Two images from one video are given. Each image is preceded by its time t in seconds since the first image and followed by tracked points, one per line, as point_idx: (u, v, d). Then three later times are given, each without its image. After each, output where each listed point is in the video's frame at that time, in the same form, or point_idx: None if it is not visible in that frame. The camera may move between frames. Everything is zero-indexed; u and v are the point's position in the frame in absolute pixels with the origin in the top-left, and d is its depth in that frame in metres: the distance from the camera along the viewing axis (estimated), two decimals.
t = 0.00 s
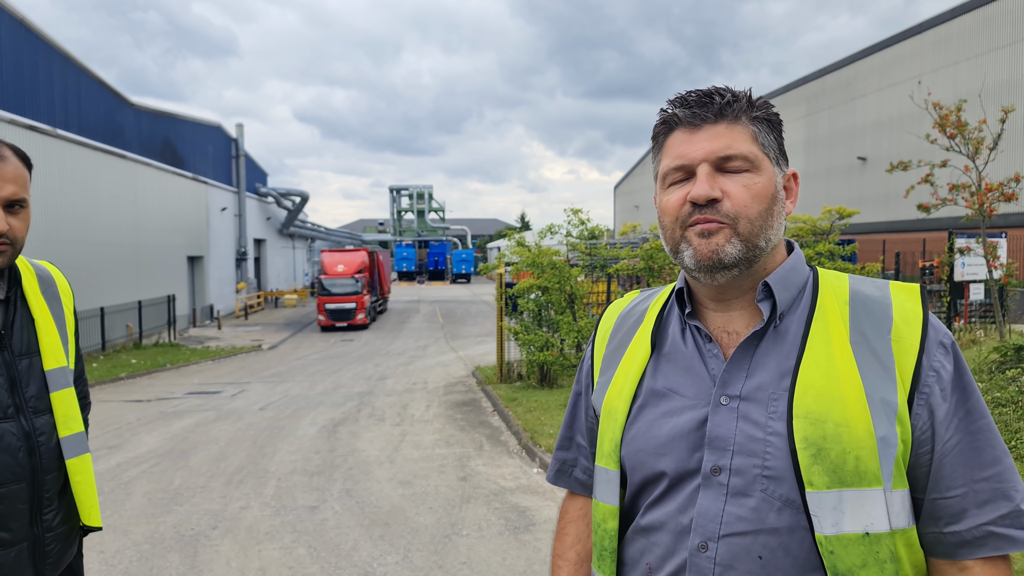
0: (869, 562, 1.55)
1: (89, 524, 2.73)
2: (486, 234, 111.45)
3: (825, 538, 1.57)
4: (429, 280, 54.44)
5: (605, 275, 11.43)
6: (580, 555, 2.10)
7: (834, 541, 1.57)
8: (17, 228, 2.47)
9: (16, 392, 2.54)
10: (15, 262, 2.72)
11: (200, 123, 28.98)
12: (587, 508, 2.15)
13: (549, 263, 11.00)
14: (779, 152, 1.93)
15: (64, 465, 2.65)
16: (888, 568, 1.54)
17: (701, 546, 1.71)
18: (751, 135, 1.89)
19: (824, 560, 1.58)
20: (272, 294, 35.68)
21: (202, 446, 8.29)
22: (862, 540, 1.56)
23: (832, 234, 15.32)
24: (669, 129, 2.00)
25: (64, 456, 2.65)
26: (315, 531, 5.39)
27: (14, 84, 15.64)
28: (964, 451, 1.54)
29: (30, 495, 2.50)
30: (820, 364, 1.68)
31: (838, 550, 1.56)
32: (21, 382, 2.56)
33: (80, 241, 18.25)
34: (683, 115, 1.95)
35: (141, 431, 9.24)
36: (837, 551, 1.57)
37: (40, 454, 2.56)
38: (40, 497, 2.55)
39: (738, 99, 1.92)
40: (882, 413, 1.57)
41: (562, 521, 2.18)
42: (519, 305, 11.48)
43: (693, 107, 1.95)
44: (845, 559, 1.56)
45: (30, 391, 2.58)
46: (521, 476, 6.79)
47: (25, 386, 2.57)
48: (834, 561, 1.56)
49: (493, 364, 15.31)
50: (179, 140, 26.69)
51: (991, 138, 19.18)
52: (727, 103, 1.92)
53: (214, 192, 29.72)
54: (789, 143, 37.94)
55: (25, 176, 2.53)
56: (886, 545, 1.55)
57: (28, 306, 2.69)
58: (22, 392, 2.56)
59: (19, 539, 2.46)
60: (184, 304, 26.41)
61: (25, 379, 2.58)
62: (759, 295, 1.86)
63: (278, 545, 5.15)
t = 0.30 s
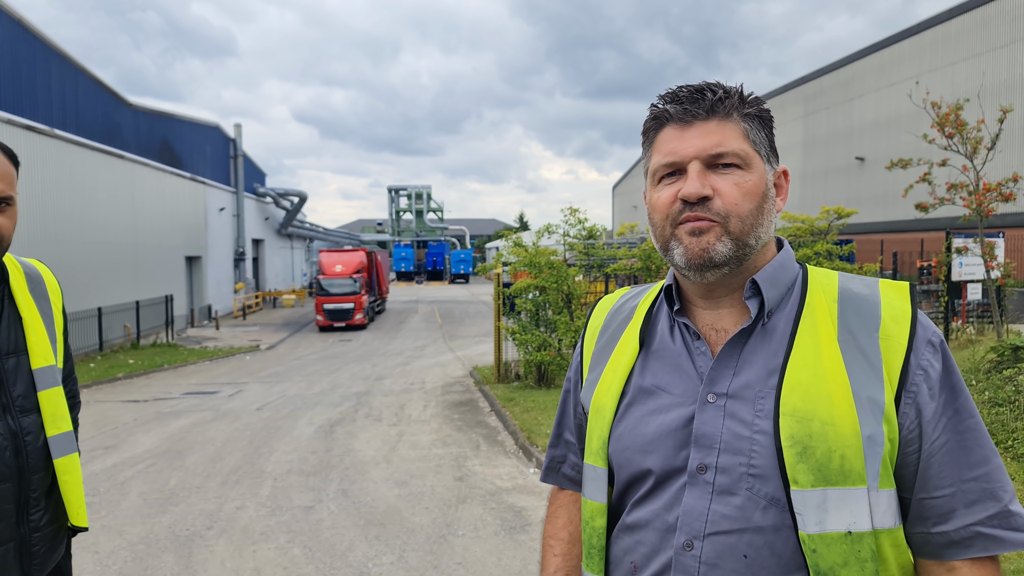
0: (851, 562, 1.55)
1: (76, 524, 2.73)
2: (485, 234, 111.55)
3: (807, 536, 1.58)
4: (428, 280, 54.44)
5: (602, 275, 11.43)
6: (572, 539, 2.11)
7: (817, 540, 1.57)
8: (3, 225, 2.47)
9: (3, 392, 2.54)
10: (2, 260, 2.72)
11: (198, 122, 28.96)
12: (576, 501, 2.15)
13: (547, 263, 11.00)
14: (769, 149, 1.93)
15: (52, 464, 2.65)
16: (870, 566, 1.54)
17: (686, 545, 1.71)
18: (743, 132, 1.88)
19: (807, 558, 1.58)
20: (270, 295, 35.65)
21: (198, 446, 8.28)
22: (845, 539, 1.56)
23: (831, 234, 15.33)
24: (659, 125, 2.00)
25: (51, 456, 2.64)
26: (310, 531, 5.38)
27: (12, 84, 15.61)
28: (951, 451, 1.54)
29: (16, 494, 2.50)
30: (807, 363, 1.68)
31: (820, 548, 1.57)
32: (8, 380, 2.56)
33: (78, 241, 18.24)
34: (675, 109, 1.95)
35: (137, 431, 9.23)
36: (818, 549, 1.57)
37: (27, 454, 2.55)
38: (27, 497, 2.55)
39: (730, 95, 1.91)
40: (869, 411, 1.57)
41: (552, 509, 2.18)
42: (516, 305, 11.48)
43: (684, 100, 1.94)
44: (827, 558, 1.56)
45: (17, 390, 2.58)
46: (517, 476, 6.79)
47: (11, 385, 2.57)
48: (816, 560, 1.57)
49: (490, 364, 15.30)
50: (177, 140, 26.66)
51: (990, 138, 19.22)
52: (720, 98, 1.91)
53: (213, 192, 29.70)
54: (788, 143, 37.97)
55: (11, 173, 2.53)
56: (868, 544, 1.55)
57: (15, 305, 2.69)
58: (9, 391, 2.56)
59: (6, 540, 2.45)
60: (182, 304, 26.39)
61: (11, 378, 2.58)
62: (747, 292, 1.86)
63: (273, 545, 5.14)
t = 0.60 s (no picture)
0: (838, 555, 1.56)
1: (64, 523, 2.73)
2: (484, 234, 111.60)
3: (795, 529, 1.58)
4: (427, 280, 54.40)
5: (601, 275, 11.41)
6: (567, 525, 2.09)
7: (804, 532, 1.57)
8: None
9: None
10: None
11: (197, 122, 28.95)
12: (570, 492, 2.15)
13: (544, 262, 11.01)
14: (763, 142, 1.93)
15: (42, 462, 2.65)
16: (856, 560, 1.55)
17: (676, 538, 1.71)
18: (736, 123, 1.88)
19: (795, 551, 1.59)
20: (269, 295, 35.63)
21: (195, 445, 8.27)
22: (831, 532, 1.56)
23: (829, 233, 15.34)
24: (652, 117, 1.99)
25: (41, 454, 2.65)
26: (307, 530, 5.38)
27: (10, 83, 15.59)
28: (942, 445, 1.54)
29: (7, 492, 2.50)
30: (800, 354, 1.67)
31: (808, 542, 1.57)
32: None
33: (76, 241, 18.23)
34: (668, 101, 1.95)
35: (134, 431, 9.21)
36: (806, 542, 1.57)
37: (18, 451, 2.56)
38: (18, 494, 2.55)
39: (723, 87, 1.91)
40: (861, 405, 1.57)
41: (546, 498, 2.18)
42: (514, 305, 11.48)
43: (677, 92, 1.94)
44: (815, 551, 1.56)
45: (9, 387, 2.59)
46: (514, 475, 6.79)
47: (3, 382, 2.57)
48: (804, 553, 1.57)
49: (488, 364, 15.30)
50: (176, 140, 26.65)
51: (989, 137, 19.23)
52: (712, 89, 1.91)
53: (211, 191, 29.69)
54: (786, 143, 37.97)
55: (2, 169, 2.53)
56: (855, 538, 1.55)
57: (6, 302, 2.69)
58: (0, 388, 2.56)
59: None
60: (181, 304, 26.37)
61: (2, 375, 2.58)
62: (739, 285, 1.86)
63: (269, 544, 5.14)
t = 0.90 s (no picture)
0: (836, 547, 1.56)
1: (62, 519, 2.73)
2: (483, 234, 111.58)
3: (795, 521, 1.58)
4: (426, 279, 54.36)
5: (600, 275, 11.40)
6: (562, 512, 2.10)
7: (803, 525, 1.58)
8: None
9: None
10: None
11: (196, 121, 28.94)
12: (567, 482, 2.15)
13: (543, 261, 11.03)
14: (763, 136, 1.93)
15: (39, 459, 2.65)
16: (856, 552, 1.55)
17: (674, 531, 1.71)
18: (738, 116, 1.88)
19: (793, 543, 1.59)
20: (268, 294, 35.61)
21: (194, 445, 8.26)
22: (830, 525, 1.56)
23: (828, 233, 15.34)
24: (653, 110, 2.00)
25: (39, 450, 2.65)
26: (306, 529, 5.37)
27: (9, 82, 15.57)
28: (944, 438, 1.55)
29: (4, 487, 2.49)
30: (800, 347, 1.68)
31: (805, 534, 1.58)
32: None
33: (76, 241, 18.23)
34: (669, 93, 1.95)
35: (133, 430, 9.20)
36: (804, 534, 1.58)
37: (15, 447, 2.56)
38: (16, 490, 2.55)
39: (725, 81, 1.91)
40: (861, 398, 1.58)
41: (542, 487, 2.18)
42: (513, 304, 11.49)
43: (680, 83, 1.94)
44: (814, 543, 1.57)
45: (6, 382, 2.59)
46: (513, 474, 6.79)
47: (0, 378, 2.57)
48: (802, 545, 1.57)
49: (487, 363, 15.29)
50: (175, 139, 26.64)
51: (989, 137, 19.23)
52: (715, 81, 1.91)
53: (210, 191, 29.68)
54: (786, 143, 37.97)
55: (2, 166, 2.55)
56: (854, 531, 1.56)
57: (4, 297, 2.69)
58: None
59: None
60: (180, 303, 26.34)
61: None
62: (740, 279, 1.86)
63: (268, 543, 5.14)
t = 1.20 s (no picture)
0: (831, 545, 1.57)
1: (61, 518, 2.72)
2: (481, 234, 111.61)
3: (790, 520, 1.59)
4: (425, 280, 54.36)
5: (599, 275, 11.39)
6: (564, 496, 2.11)
7: (798, 523, 1.59)
8: None
9: None
10: None
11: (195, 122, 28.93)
12: (568, 475, 2.16)
13: (542, 261, 11.04)
14: (760, 137, 1.94)
15: (40, 458, 2.66)
16: (851, 552, 1.56)
17: (672, 531, 1.72)
18: (735, 120, 1.89)
19: (788, 541, 1.60)
20: (267, 294, 35.60)
21: (193, 445, 8.26)
22: (825, 524, 1.57)
23: (827, 233, 15.36)
24: (651, 111, 2.00)
25: (39, 450, 2.65)
26: (305, 529, 5.38)
27: (8, 82, 15.57)
28: (938, 438, 1.56)
29: (4, 486, 2.50)
30: (796, 348, 1.69)
31: (800, 533, 1.59)
32: None
33: (75, 241, 18.23)
34: (668, 96, 1.96)
35: (132, 431, 9.20)
36: (800, 533, 1.59)
37: (15, 447, 2.56)
38: (16, 489, 2.55)
39: (722, 81, 1.92)
40: (857, 398, 1.58)
41: (539, 479, 2.19)
42: (512, 304, 11.50)
43: (678, 86, 1.95)
44: (809, 542, 1.58)
45: (6, 382, 2.59)
46: (512, 474, 6.80)
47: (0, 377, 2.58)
48: (799, 544, 1.58)
49: (486, 363, 15.30)
50: (174, 140, 26.63)
51: (988, 137, 19.26)
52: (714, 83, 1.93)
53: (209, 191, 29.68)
54: (785, 143, 38.01)
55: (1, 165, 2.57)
56: (849, 530, 1.56)
57: (3, 297, 2.69)
58: None
59: None
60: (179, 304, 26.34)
61: None
62: (737, 279, 1.87)
63: (268, 542, 5.15)
